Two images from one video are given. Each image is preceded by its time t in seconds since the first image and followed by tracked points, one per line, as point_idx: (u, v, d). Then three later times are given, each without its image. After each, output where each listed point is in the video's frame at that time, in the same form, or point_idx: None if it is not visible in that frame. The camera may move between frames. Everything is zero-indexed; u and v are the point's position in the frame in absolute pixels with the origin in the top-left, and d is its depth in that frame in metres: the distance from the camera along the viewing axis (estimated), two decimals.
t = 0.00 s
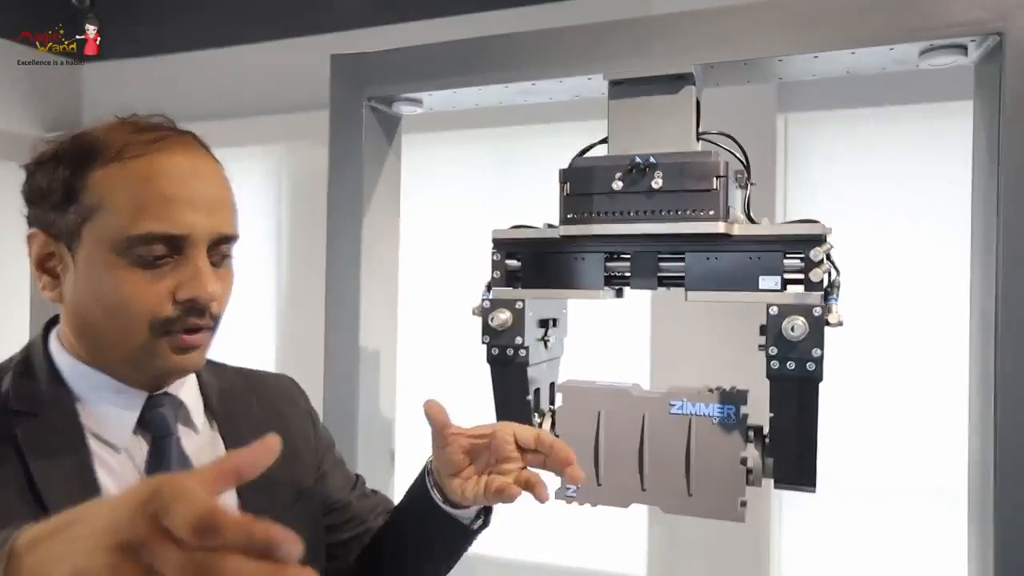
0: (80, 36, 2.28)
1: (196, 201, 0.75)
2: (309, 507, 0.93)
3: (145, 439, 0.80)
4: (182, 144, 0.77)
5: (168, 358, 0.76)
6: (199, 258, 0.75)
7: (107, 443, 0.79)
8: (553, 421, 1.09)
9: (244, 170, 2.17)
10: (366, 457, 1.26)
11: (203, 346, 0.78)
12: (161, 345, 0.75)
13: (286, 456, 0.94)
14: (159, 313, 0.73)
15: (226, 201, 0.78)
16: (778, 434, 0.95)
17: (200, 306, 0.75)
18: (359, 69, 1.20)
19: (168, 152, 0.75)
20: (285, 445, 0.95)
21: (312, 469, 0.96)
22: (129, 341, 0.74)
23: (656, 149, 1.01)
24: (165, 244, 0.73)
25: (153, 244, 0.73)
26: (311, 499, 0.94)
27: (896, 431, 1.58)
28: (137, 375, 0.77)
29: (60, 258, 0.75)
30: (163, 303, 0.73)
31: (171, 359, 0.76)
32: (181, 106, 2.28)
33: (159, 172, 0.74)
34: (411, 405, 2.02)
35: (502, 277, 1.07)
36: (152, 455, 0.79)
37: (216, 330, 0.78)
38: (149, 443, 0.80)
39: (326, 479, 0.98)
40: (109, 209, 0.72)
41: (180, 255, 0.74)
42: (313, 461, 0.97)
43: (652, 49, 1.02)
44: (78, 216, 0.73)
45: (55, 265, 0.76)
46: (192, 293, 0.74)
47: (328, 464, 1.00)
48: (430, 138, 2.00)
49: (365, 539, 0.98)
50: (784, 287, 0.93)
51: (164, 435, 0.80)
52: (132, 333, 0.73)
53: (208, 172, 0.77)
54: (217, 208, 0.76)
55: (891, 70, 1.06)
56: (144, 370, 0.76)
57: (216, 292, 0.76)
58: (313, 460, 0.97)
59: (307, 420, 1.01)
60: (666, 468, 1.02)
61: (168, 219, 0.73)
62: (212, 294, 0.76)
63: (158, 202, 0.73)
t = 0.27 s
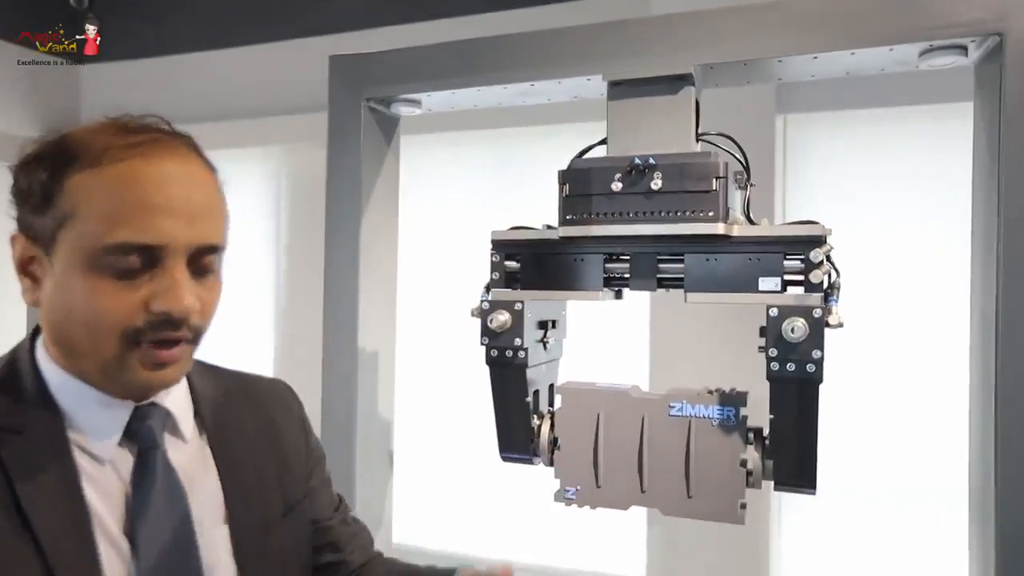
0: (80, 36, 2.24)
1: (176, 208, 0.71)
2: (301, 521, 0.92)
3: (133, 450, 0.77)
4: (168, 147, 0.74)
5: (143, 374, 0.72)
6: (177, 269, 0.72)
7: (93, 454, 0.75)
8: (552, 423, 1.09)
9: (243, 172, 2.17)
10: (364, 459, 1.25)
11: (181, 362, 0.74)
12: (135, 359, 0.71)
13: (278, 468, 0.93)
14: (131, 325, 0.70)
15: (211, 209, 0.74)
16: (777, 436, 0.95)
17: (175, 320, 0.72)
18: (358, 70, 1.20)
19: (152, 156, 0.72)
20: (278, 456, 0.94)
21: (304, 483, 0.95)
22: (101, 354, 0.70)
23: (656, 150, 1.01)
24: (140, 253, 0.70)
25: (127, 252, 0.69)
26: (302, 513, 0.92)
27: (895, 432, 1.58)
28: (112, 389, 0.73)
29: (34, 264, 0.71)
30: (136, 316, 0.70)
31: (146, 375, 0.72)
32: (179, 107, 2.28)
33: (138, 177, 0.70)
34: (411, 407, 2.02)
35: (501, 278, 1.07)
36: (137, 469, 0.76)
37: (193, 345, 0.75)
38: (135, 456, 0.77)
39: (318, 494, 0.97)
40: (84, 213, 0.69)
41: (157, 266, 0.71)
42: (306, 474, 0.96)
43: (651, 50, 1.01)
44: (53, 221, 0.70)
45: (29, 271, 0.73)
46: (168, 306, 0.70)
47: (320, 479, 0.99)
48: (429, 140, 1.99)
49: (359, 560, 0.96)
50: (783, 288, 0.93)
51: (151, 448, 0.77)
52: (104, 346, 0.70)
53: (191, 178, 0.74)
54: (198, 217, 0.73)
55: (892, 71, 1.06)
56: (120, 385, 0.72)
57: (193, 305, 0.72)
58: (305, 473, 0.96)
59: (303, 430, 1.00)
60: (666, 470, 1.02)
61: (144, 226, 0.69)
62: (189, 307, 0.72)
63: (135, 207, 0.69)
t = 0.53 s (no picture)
0: (81, 36, 2.24)
1: (140, 191, 0.76)
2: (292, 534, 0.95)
3: (127, 459, 0.81)
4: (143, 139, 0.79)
5: (112, 356, 0.75)
6: (140, 250, 0.75)
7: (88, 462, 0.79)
8: (550, 423, 1.10)
9: (243, 174, 2.18)
10: (365, 460, 1.26)
11: (150, 347, 0.77)
12: (100, 339, 0.74)
13: (273, 482, 0.95)
14: (94, 305, 0.73)
15: (181, 196, 0.79)
16: (773, 436, 0.96)
17: (138, 299, 0.75)
18: (359, 73, 1.21)
19: (124, 146, 0.77)
20: (273, 468, 0.96)
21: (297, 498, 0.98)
22: (72, 335, 0.74)
23: (654, 153, 1.02)
24: (106, 236, 0.74)
25: (91, 235, 0.74)
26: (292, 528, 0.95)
27: (892, 433, 1.60)
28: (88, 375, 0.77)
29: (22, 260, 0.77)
30: (99, 295, 0.73)
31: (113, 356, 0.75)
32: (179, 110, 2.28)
33: (106, 163, 0.75)
34: (411, 409, 2.03)
35: (501, 280, 1.08)
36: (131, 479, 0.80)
37: (165, 329, 0.77)
38: (128, 466, 0.81)
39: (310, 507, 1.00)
40: (54, 202, 0.74)
41: (120, 247, 0.75)
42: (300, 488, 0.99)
43: (648, 55, 1.03)
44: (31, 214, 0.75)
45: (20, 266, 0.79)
46: (128, 285, 0.74)
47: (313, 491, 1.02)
48: (428, 143, 2.00)
49: None
50: (779, 290, 0.94)
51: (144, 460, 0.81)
52: (73, 327, 0.74)
53: (162, 166, 0.78)
54: (163, 201, 0.77)
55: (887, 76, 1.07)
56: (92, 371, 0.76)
57: (152, 285, 0.75)
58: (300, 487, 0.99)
59: (303, 444, 1.02)
60: (663, 470, 1.03)
61: (108, 208, 0.74)
62: (149, 287, 0.75)
63: (99, 191, 0.74)
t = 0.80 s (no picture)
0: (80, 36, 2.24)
1: (131, 200, 0.78)
2: (279, 531, 0.97)
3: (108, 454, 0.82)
4: (139, 145, 0.80)
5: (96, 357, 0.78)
6: (129, 257, 0.77)
7: (70, 462, 0.81)
8: (550, 423, 1.12)
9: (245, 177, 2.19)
10: (368, 459, 1.28)
11: (133, 352, 0.79)
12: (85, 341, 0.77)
13: (256, 483, 0.94)
14: (81, 309, 0.75)
15: (173, 205, 0.81)
16: (770, 435, 0.98)
17: (127, 306, 0.77)
18: (361, 77, 1.22)
19: (120, 154, 0.78)
20: (261, 466, 0.96)
21: (286, 493, 0.98)
22: (58, 335, 0.76)
23: (651, 156, 1.04)
24: (97, 240, 0.76)
25: (81, 238, 0.75)
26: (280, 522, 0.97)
27: (889, 434, 1.61)
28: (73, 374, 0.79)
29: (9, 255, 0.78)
30: (86, 299, 0.75)
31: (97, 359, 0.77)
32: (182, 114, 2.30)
33: (100, 169, 0.77)
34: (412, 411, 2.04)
35: (501, 281, 1.09)
36: (112, 481, 0.82)
37: (150, 336, 0.80)
38: (111, 466, 0.82)
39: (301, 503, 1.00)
40: (44, 203, 0.74)
41: (111, 252, 0.76)
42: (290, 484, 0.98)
43: (645, 59, 1.04)
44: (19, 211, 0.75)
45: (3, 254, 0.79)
46: (118, 292, 0.76)
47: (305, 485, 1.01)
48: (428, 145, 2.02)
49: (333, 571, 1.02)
50: (775, 291, 0.95)
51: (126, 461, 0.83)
52: (60, 328, 0.76)
53: (155, 175, 0.80)
54: (153, 210, 0.79)
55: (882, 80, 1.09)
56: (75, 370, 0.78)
57: (138, 292, 0.77)
58: (289, 483, 0.98)
59: (295, 442, 0.99)
60: (662, 469, 1.04)
61: (98, 214, 0.76)
62: (135, 294, 0.77)
63: (92, 197, 0.76)
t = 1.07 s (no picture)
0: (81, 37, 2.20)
1: (122, 204, 0.84)
2: (269, 531, 1.01)
3: (104, 454, 0.90)
4: (130, 154, 0.87)
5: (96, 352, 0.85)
6: (121, 258, 0.84)
7: (68, 462, 0.88)
8: (549, 422, 1.14)
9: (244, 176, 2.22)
10: (370, 459, 1.29)
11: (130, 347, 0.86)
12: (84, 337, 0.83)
13: (247, 483, 1.00)
14: (78, 308, 0.82)
15: (162, 208, 0.87)
16: (765, 434, 1.00)
17: (118, 305, 0.83)
18: (363, 82, 1.24)
19: (110, 159, 0.85)
20: (254, 468, 1.01)
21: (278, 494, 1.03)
22: (60, 333, 0.83)
23: (649, 160, 1.06)
24: (90, 244, 0.82)
25: (76, 242, 0.82)
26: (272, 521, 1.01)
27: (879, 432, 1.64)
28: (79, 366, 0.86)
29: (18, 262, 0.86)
30: (83, 298, 0.82)
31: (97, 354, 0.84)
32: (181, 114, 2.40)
33: (92, 176, 0.83)
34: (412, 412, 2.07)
35: (501, 283, 1.11)
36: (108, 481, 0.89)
37: (142, 332, 0.86)
38: (106, 467, 0.90)
39: (293, 503, 1.05)
40: (44, 210, 0.82)
41: (103, 255, 0.83)
42: (281, 485, 1.04)
43: (643, 65, 1.06)
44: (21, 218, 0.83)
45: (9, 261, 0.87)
46: (109, 291, 0.82)
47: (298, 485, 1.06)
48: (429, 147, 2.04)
49: None
50: (770, 292, 0.97)
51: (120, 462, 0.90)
52: (61, 326, 0.83)
53: (145, 180, 0.86)
54: (143, 214, 0.85)
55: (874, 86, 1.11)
56: (77, 364, 0.85)
57: (130, 290, 0.83)
58: (281, 484, 1.03)
59: (287, 445, 1.05)
60: (658, 468, 1.06)
61: (92, 220, 0.83)
62: (128, 292, 0.83)
63: (86, 203, 0.83)
